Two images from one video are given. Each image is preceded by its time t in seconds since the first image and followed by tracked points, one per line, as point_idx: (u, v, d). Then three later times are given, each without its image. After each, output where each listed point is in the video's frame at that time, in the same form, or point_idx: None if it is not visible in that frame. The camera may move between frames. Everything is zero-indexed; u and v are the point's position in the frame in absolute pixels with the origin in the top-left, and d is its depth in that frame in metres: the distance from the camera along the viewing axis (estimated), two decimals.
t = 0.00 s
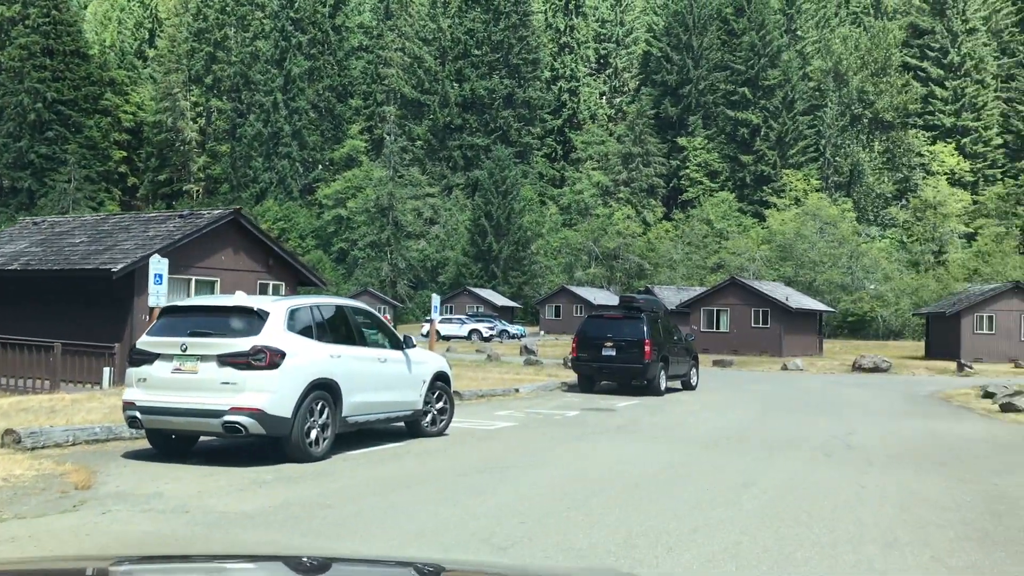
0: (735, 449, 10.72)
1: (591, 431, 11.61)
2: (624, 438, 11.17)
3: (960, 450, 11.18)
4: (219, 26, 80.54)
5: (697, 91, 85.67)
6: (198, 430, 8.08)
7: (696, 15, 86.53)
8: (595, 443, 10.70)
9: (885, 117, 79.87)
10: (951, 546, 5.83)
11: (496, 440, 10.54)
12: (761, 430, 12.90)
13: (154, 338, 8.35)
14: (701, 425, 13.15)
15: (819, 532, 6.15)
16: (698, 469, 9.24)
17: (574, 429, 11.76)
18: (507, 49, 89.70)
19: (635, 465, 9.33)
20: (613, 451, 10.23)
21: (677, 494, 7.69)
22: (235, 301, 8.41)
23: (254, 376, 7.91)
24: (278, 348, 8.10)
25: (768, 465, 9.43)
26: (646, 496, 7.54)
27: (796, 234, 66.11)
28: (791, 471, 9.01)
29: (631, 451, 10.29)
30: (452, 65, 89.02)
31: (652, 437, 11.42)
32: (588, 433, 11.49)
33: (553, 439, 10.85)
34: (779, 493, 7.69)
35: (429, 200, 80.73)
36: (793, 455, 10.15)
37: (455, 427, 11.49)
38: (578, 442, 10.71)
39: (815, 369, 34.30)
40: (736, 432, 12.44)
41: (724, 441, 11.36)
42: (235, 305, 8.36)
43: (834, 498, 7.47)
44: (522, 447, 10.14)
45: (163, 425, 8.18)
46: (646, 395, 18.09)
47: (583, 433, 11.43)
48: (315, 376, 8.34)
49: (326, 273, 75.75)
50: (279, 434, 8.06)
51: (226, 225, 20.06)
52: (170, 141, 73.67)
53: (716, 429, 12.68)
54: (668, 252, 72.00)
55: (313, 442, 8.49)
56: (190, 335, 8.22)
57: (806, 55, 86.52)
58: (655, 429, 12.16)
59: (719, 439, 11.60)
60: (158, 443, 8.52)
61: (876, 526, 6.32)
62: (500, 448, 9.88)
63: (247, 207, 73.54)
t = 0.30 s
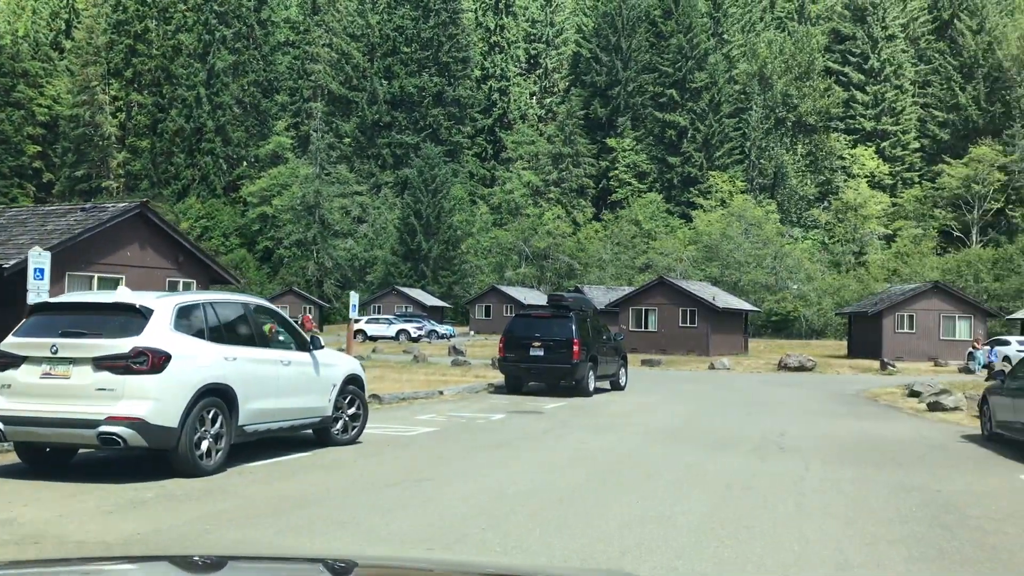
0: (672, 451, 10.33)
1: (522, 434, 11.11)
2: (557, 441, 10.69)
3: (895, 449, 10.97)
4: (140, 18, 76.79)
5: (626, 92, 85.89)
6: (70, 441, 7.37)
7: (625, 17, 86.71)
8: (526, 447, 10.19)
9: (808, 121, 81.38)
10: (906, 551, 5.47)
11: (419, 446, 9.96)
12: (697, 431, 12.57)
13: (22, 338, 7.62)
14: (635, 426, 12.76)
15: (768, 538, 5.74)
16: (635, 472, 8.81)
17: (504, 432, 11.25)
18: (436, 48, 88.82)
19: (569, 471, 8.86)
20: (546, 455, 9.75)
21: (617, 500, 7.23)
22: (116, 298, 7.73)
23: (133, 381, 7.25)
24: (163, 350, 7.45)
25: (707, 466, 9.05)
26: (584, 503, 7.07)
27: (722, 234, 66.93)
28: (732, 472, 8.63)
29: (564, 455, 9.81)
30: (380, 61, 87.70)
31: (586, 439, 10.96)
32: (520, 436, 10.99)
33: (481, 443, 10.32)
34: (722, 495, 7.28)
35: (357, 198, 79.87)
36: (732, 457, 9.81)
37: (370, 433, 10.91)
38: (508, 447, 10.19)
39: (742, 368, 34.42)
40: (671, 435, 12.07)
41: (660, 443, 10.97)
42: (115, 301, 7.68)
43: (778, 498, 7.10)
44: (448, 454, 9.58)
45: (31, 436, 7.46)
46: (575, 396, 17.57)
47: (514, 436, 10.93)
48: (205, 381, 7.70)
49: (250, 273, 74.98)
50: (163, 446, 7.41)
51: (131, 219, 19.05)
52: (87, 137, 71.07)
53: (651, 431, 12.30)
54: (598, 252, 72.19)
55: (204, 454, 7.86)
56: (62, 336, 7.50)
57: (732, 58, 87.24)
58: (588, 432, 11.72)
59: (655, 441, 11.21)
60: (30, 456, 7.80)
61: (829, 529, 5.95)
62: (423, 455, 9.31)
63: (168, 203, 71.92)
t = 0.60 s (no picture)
0: (615, 453, 9.76)
1: (456, 439, 10.40)
2: (493, 445, 10.03)
3: (843, 449, 10.53)
4: (62, 8, 73.71)
5: (562, 91, 85.54)
6: None
7: (561, 15, 86.14)
8: (460, 452, 9.50)
9: (742, 121, 81.99)
10: (867, 558, 5.09)
11: (341, 456, 9.20)
12: (639, 432, 12.02)
13: None
14: (576, 429, 12.14)
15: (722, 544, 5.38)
16: (577, 479, 8.20)
17: (437, 436, 10.56)
18: (371, 43, 87.38)
19: (505, 479, 8.22)
20: (481, 460, 9.08)
21: (556, 513, 6.62)
22: None
23: None
24: (31, 353, 6.67)
25: (655, 470, 8.48)
26: (521, 518, 6.41)
27: (658, 234, 67.10)
28: (682, 476, 8.05)
29: (504, 454, 9.47)
30: (313, 56, 85.67)
31: (524, 444, 10.32)
32: (453, 440, 10.29)
33: (410, 450, 9.57)
34: (668, 505, 6.71)
35: (289, 196, 78.84)
36: (680, 458, 9.27)
37: (281, 441, 10.20)
38: (440, 452, 9.50)
39: (679, 366, 34.12)
40: (613, 436, 11.51)
41: (604, 446, 10.38)
42: None
43: (733, 505, 6.54)
44: (371, 465, 8.85)
45: None
46: (509, 398, 16.86)
47: (447, 440, 10.24)
48: (84, 386, 6.96)
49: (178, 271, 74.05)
50: (30, 462, 6.63)
51: (41, 213, 20.26)
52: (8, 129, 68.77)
53: (594, 434, 11.70)
54: (535, 251, 71.78)
55: (82, 471, 7.08)
56: None
57: (667, 58, 87.22)
58: (527, 435, 11.08)
59: (598, 444, 10.61)
60: None
61: (785, 535, 5.51)
62: (342, 468, 8.53)
63: (93, 199, 69.93)
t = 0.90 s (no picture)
0: (567, 459, 9.18)
1: (397, 445, 9.74)
2: (437, 452, 9.39)
3: (803, 452, 10.05)
4: None
5: (511, 89, 84.88)
6: None
7: (509, 13, 85.34)
8: (400, 458, 8.85)
9: (688, 121, 82.25)
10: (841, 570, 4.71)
11: (267, 468, 8.45)
12: (592, 436, 11.46)
13: None
14: (526, 433, 11.54)
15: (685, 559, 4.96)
16: (526, 491, 7.61)
17: (375, 443, 9.88)
18: (317, 39, 85.96)
19: (448, 491, 7.60)
20: (424, 469, 8.44)
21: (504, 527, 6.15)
22: None
23: None
24: None
25: (610, 478, 7.92)
26: (464, 538, 5.81)
27: (607, 234, 66.92)
28: (637, 485, 7.51)
29: (448, 458, 8.97)
30: (257, 51, 83.65)
31: (471, 450, 9.69)
32: (394, 447, 9.63)
33: (346, 459, 8.87)
34: (624, 520, 6.15)
35: (233, 194, 77.34)
36: (636, 465, 8.72)
37: (196, 450, 9.45)
38: (379, 460, 8.83)
39: (628, 366, 33.67)
40: (566, 440, 10.94)
41: (555, 452, 9.80)
42: None
43: (695, 519, 5.99)
44: (300, 477, 8.14)
45: None
46: (454, 400, 16.09)
47: (386, 447, 9.56)
48: None
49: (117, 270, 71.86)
50: None
51: None
52: None
53: (545, 438, 11.12)
54: (484, 250, 71.16)
55: None
56: None
57: (615, 58, 86.96)
58: (474, 441, 10.46)
59: (550, 449, 10.03)
60: None
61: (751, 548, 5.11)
62: (264, 483, 7.79)
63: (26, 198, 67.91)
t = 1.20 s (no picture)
0: (527, 467, 8.63)
1: (345, 453, 9.11)
2: (388, 459, 8.77)
3: (774, 458, 9.57)
4: None
5: (470, 88, 83.97)
6: None
7: (468, 11, 84.54)
8: (348, 468, 8.23)
9: (648, 122, 81.17)
10: None
11: (201, 481, 7.78)
12: (553, 440, 10.91)
13: None
14: (484, 438, 10.96)
15: None
16: (487, 499, 7.09)
17: (322, 450, 9.25)
18: (272, 35, 84.69)
19: (401, 501, 7.04)
20: (373, 476, 7.83)
21: (463, 547, 5.63)
22: None
23: None
24: None
25: (575, 488, 7.38)
26: (417, 560, 5.25)
27: (566, 233, 66.55)
28: (604, 496, 6.97)
29: (402, 466, 8.43)
30: (211, 48, 81.84)
31: (424, 457, 9.09)
32: (342, 454, 9.00)
33: (288, 468, 8.21)
34: (594, 536, 5.64)
35: (185, 191, 75.81)
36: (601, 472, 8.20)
37: (114, 463, 8.74)
38: (324, 468, 8.19)
39: (587, 366, 33.14)
40: (526, 445, 10.39)
41: (516, 459, 9.24)
42: None
43: (669, 537, 5.46)
44: (237, 492, 7.48)
45: None
46: (406, 404, 15.35)
47: (333, 455, 8.92)
48: None
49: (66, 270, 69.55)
50: None
51: None
52: None
53: (504, 443, 10.57)
54: (442, 250, 70.40)
55: None
56: None
57: (575, 58, 86.49)
58: (429, 447, 9.85)
59: (510, 455, 9.47)
60: None
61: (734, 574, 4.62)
62: (202, 500, 7.15)
63: None
